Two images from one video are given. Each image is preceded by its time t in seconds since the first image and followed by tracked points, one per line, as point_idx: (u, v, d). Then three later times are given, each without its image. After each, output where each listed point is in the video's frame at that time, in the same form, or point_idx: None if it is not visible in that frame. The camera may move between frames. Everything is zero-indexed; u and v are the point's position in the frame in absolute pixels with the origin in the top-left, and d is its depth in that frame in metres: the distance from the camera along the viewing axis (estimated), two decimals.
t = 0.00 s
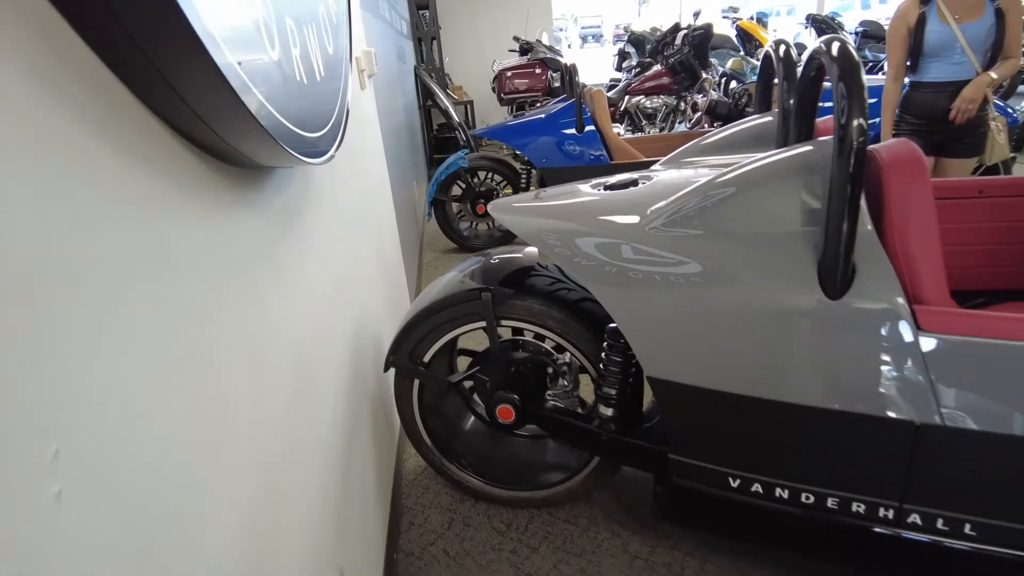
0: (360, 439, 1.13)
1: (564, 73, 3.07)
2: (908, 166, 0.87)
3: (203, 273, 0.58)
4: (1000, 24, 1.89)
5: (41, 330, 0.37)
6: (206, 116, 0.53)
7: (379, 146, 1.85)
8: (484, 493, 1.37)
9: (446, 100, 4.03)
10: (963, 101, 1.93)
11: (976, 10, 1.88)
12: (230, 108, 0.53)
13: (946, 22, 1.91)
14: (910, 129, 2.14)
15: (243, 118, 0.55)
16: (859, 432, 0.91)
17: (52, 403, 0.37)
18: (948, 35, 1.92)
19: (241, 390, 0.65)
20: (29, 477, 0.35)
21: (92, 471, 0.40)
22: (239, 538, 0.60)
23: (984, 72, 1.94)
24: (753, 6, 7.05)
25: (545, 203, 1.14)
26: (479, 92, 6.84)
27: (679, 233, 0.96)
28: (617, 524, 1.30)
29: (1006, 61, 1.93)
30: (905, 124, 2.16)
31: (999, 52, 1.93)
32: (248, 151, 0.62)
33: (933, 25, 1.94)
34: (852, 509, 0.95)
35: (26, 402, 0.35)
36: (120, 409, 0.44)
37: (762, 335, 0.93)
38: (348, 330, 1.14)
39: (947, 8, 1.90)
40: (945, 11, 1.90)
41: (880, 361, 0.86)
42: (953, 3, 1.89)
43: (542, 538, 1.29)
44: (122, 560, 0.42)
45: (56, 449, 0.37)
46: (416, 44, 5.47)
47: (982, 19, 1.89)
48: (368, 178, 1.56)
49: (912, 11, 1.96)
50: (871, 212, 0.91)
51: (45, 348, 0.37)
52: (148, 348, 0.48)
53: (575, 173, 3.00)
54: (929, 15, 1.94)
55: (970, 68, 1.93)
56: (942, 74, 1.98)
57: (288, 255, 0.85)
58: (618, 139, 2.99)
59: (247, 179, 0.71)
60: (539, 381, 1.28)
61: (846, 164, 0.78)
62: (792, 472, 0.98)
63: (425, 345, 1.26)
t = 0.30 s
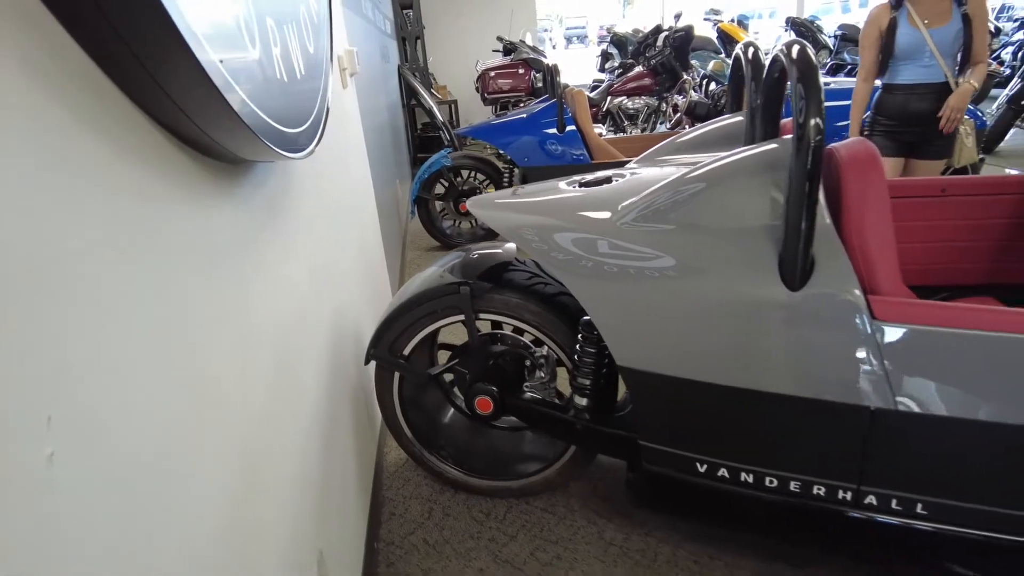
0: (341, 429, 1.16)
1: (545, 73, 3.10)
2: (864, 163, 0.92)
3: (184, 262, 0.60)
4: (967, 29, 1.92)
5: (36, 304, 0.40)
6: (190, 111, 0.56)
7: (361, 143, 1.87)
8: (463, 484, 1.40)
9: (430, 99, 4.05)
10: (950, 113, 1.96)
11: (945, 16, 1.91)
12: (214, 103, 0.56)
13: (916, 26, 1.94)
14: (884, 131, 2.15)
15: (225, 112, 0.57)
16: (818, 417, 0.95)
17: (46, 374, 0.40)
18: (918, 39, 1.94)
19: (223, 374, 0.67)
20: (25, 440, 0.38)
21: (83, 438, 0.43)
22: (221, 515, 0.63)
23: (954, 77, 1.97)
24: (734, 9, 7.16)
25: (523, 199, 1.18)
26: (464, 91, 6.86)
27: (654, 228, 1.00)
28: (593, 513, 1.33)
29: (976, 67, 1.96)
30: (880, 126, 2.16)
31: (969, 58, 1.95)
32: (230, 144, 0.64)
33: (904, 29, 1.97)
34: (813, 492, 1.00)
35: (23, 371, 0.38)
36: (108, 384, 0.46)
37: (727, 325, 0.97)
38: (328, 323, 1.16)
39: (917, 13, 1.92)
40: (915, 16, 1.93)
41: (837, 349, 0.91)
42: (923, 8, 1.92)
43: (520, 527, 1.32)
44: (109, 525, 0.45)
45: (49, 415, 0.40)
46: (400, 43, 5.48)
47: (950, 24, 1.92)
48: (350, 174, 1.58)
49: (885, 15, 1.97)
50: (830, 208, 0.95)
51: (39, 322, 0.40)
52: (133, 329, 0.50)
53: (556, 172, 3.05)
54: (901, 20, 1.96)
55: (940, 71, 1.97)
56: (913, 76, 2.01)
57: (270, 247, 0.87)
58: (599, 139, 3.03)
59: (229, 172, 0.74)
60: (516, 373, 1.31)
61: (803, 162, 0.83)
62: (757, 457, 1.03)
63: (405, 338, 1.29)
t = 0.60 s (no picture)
0: (329, 421, 1.18)
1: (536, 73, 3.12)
2: (836, 160, 0.95)
3: (173, 252, 0.62)
4: (951, 31, 1.95)
5: (36, 286, 0.42)
6: (180, 106, 0.58)
7: (352, 141, 1.89)
8: (450, 475, 1.43)
9: (422, 99, 4.07)
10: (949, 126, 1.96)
11: (930, 17, 1.94)
12: (204, 99, 0.58)
13: (902, 27, 1.97)
14: (870, 131, 2.15)
15: (214, 108, 0.60)
16: (790, 406, 0.99)
17: (44, 352, 0.43)
18: (904, 40, 1.97)
19: (211, 361, 0.69)
20: (24, 412, 0.40)
21: (78, 413, 0.46)
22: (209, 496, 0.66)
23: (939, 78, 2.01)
24: (726, 11, 7.22)
25: (508, 195, 1.20)
26: (456, 91, 6.88)
27: (636, 221, 1.03)
28: (577, 503, 1.36)
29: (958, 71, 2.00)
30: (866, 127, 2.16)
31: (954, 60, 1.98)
32: (218, 138, 0.66)
33: (890, 30, 1.99)
34: (787, 479, 1.03)
35: (24, 348, 0.41)
36: (101, 365, 0.49)
37: (704, 317, 1.00)
38: (317, 316, 1.19)
39: (903, 14, 1.95)
40: (901, 17, 1.96)
41: (808, 340, 0.94)
42: (908, 10, 1.94)
43: (506, 517, 1.35)
44: (101, 497, 0.47)
45: (44, 388, 0.42)
46: (393, 42, 5.50)
47: (935, 25, 1.95)
48: (340, 171, 1.60)
49: (871, 17, 2.00)
50: (804, 203, 0.99)
51: (38, 302, 0.43)
52: (123, 314, 0.53)
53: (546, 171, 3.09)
54: (887, 22, 1.99)
55: (925, 72, 2.00)
56: (901, 77, 2.03)
57: (259, 240, 0.89)
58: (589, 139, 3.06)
59: (218, 166, 0.76)
60: (502, 366, 1.33)
61: (774, 158, 0.86)
62: (732, 445, 1.06)
63: (393, 331, 1.31)
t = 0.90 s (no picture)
0: (332, 414, 1.19)
1: (535, 73, 3.14)
2: (835, 159, 0.97)
3: (185, 242, 0.64)
4: (949, 35, 1.96)
5: (59, 266, 0.44)
6: (196, 97, 0.59)
7: (353, 139, 1.90)
8: (451, 470, 1.44)
9: (422, 99, 4.08)
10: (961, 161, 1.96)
11: (927, 22, 1.96)
12: (220, 92, 0.60)
13: (901, 31, 1.98)
14: (871, 135, 2.16)
15: (229, 100, 0.61)
16: (789, 401, 1.00)
17: (65, 333, 0.44)
18: (903, 44, 1.98)
19: (220, 350, 0.71)
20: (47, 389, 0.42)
21: (97, 393, 0.47)
22: (217, 482, 0.67)
23: (937, 81, 2.02)
24: (724, 14, 7.26)
25: (511, 192, 1.22)
26: (455, 92, 6.89)
27: (637, 218, 1.05)
28: (577, 499, 1.37)
29: (955, 74, 2.02)
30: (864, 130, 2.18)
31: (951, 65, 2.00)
32: (231, 130, 0.68)
33: (889, 34, 2.01)
34: (785, 473, 1.05)
35: (50, 324, 0.42)
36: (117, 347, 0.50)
37: (703, 313, 1.02)
38: (320, 311, 1.20)
39: (902, 18, 1.97)
40: (900, 21, 1.97)
41: (807, 335, 0.96)
42: (906, 14, 1.96)
43: (506, 512, 1.36)
44: (118, 475, 0.49)
45: (76, 364, 0.45)
46: (393, 42, 5.50)
47: (933, 29, 1.97)
48: (343, 169, 1.61)
49: (870, 21, 2.02)
50: (803, 201, 1.00)
51: (62, 283, 0.44)
52: (139, 299, 0.54)
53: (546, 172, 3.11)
54: (886, 26, 2.00)
55: (924, 76, 2.02)
56: (900, 81, 2.05)
57: (266, 233, 0.90)
58: (589, 140, 3.08)
59: (228, 159, 0.77)
60: (503, 362, 1.34)
61: (775, 157, 0.87)
62: (731, 440, 1.07)
63: (395, 327, 1.33)
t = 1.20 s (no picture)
0: (335, 406, 1.20)
1: (540, 74, 3.16)
2: (838, 160, 0.98)
3: (201, 230, 0.65)
4: (951, 43, 1.99)
5: (88, 248, 0.45)
6: (216, 87, 0.61)
7: (358, 134, 1.91)
8: (452, 465, 1.45)
9: (425, 98, 4.09)
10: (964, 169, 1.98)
11: (930, 29, 1.97)
12: (240, 84, 0.61)
13: (903, 37, 1.99)
14: (872, 140, 2.18)
15: (248, 91, 0.63)
16: (788, 398, 1.01)
17: (89, 313, 0.45)
18: (906, 50, 1.99)
19: (232, 336, 0.72)
20: (73, 367, 0.43)
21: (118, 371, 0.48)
22: (226, 465, 0.68)
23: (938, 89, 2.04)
24: (726, 19, 7.29)
25: (515, 189, 1.23)
26: (458, 92, 6.90)
27: (641, 216, 1.06)
28: (577, 495, 1.39)
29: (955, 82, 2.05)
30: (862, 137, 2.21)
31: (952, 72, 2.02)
32: (247, 121, 0.69)
33: (891, 40, 2.02)
34: (783, 469, 1.06)
35: (80, 305, 0.44)
36: (137, 328, 0.51)
37: (704, 311, 1.03)
38: (325, 304, 1.21)
39: (905, 24, 1.98)
40: (903, 27, 1.98)
41: (807, 333, 0.97)
42: (910, 21, 1.97)
43: (506, 506, 1.37)
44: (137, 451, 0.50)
45: (101, 342, 0.46)
46: (396, 41, 5.52)
47: (936, 36, 1.98)
48: (348, 165, 1.63)
49: (874, 26, 2.02)
50: (806, 202, 1.02)
51: (93, 264, 0.46)
52: (158, 283, 0.55)
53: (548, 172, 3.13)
54: (889, 31, 2.01)
55: (925, 82, 2.03)
56: (901, 87, 2.06)
57: (275, 225, 0.92)
58: (591, 141, 3.09)
59: (242, 150, 0.78)
60: (505, 358, 1.36)
61: (779, 158, 0.88)
62: (731, 436, 1.09)
63: (399, 321, 1.34)
